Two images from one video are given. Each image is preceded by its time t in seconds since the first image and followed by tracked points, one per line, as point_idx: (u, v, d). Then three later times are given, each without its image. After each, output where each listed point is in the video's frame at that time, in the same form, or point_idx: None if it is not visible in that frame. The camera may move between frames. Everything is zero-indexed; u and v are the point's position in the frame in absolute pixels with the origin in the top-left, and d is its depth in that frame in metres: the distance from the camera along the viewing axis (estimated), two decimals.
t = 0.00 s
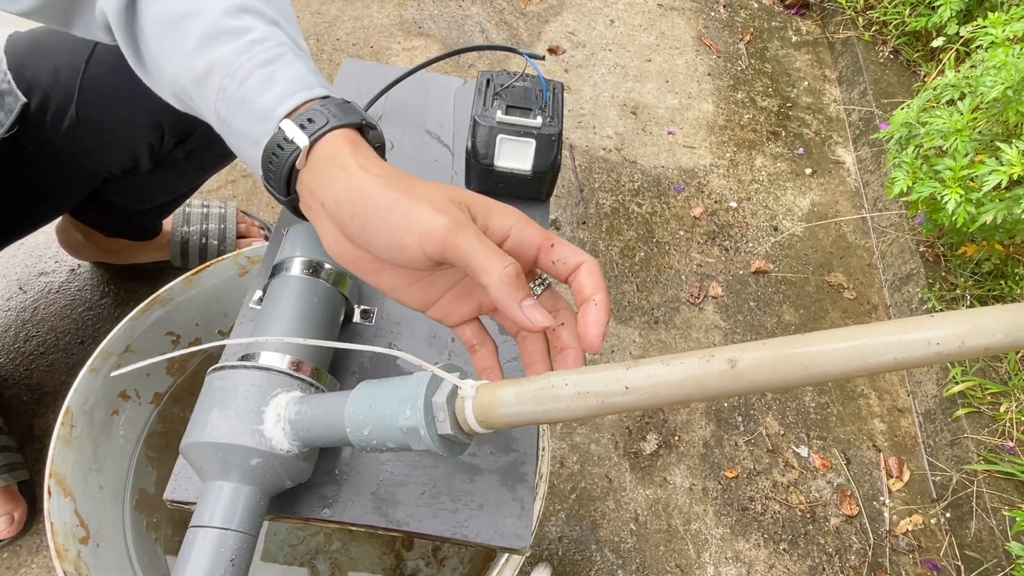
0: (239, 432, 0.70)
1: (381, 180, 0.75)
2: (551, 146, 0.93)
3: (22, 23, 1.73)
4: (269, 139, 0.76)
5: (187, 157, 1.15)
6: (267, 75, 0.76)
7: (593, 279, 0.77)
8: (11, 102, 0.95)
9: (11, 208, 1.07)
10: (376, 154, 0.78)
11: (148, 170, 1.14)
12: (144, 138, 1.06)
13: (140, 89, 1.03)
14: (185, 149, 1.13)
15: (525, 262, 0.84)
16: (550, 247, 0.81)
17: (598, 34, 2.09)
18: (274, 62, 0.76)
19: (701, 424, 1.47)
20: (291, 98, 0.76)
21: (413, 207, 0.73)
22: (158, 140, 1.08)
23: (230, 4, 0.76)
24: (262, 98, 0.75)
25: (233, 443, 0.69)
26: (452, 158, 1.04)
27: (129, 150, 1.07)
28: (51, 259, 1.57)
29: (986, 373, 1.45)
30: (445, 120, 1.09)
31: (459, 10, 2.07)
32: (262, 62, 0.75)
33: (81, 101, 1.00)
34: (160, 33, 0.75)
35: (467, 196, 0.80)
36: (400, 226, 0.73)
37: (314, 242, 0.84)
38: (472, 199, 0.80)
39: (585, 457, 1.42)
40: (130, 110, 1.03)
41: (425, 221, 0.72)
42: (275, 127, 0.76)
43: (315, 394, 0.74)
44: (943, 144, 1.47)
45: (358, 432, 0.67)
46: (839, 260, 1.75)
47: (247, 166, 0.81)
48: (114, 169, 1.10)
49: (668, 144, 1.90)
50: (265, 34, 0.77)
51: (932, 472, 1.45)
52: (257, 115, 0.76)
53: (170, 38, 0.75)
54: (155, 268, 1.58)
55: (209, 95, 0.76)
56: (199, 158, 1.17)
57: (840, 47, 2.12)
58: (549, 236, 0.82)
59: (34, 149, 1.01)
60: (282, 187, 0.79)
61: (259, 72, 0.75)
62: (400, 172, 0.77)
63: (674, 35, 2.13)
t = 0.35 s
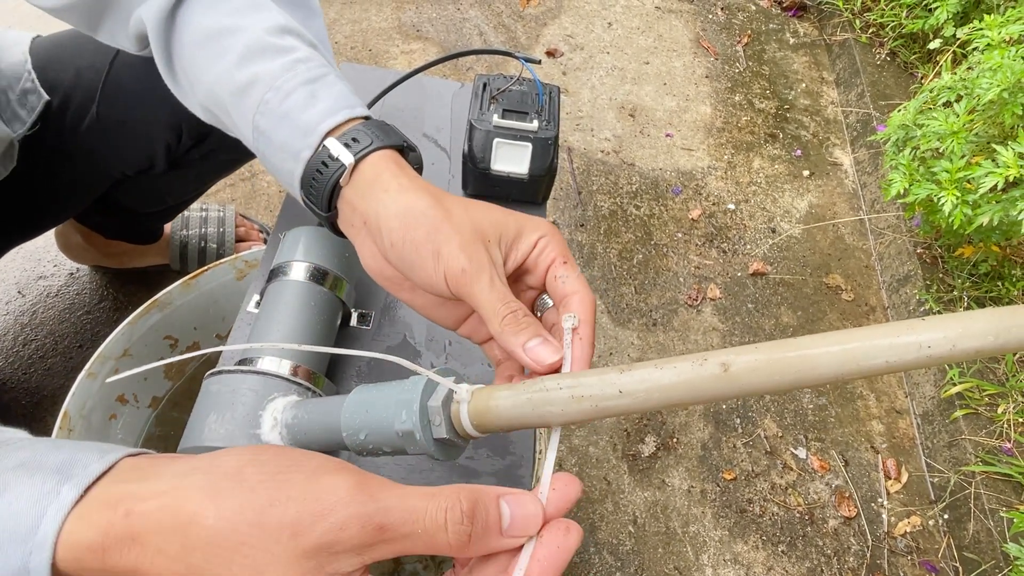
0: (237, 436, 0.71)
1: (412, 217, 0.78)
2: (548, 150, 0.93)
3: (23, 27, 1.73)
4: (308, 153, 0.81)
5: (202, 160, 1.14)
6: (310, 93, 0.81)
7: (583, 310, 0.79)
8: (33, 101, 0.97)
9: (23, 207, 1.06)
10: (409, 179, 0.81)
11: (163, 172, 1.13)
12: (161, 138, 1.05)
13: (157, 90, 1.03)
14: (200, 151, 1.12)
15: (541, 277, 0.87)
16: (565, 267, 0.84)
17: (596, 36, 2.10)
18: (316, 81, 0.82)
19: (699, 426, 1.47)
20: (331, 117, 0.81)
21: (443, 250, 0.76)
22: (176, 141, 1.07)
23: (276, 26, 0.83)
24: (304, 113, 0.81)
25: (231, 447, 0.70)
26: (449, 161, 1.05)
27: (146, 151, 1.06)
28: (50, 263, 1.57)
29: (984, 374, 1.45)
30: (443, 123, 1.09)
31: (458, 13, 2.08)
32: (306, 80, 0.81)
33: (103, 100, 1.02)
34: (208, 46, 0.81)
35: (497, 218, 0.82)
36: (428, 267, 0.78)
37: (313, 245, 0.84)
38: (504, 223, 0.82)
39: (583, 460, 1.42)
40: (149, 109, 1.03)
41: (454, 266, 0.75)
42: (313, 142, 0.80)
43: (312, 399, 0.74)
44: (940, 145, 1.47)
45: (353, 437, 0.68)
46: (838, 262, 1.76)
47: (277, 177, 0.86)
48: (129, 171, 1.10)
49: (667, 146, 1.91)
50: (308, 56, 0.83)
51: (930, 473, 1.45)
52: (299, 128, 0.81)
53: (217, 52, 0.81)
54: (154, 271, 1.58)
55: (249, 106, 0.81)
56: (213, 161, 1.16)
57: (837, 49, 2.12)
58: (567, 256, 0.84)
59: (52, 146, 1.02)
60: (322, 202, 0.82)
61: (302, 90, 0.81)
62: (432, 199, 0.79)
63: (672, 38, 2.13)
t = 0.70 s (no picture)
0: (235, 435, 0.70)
1: (386, 210, 0.77)
2: (548, 148, 0.93)
3: (23, 27, 1.73)
4: (297, 159, 0.80)
5: (207, 161, 1.13)
6: (302, 100, 0.81)
7: (569, 267, 0.79)
8: (40, 100, 0.97)
9: (28, 206, 1.05)
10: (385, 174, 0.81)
11: (168, 173, 1.12)
12: (167, 138, 1.04)
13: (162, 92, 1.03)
14: (206, 152, 1.11)
15: (523, 233, 0.85)
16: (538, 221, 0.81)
17: (595, 37, 2.10)
18: (310, 89, 0.82)
19: (700, 426, 1.47)
20: (321, 123, 0.80)
21: (420, 237, 0.75)
22: (183, 142, 1.06)
23: (274, 35, 0.83)
24: (294, 119, 0.80)
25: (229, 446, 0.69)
26: (450, 161, 1.04)
27: (152, 153, 1.06)
28: (49, 264, 1.57)
29: (986, 373, 1.45)
30: (443, 123, 1.09)
31: (457, 14, 2.08)
32: (299, 87, 0.81)
33: (110, 100, 1.01)
34: (207, 54, 0.82)
35: (465, 188, 0.80)
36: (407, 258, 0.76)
37: (313, 244, 0.84)
38: (471, 191, 0.80)
39: (584, 460, 1.42)
40: (158, 111, 1.03)
41: (433, 251, 0.74)
42: (302, 148, 0.80)
43: (311, 398, 0.74)
44: (940, 144, 1.47)
45: (352, 436, 0.67)
46: (838, 261, 1.75)
47: (271, 183, 0.86)
48: (134, 172, 1.09)
49: (667, 146, 1.91)
50: (303, 64, 0.83)
51: (932, 473, 1.45)
52: (288, 135, 0.80)
53: (215, 60, 0.82)
54: (153, 272, 1.58)
55: (244, 112, 0.81)
56: (218, 162, 1.15)
57: (837, 49, 2.12)
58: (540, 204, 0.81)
59: (58, 146, 1.01)
60: (308, 207, 0.82)
61: (294, 97, 0.80)
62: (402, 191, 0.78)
63: (671, 38, 2.13)
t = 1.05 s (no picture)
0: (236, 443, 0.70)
1: (353, 246, 0.77)
2: (548, 153, 0.93)
3: (24, 32, 1.73)
4: (302, 169, 0.82)
5: (208, 169, 1.13)
6: (305, 109, 0.82)
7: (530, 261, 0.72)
8: (40, 108, 0.96)
9: (29, 213, 1.06)
10: (350, 195, 0.81)
11: (168, 181, 1.12)
12: (167, 147, 1.04)
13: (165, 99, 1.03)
14: (206, 161, 1.11)
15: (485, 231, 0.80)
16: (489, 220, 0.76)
17: (595, 39, 2.10)
18: (312, 97, 0.83)
19: (701, 429, 1.47)
20: (324, 132, 0.81)
21: (385, 273, 0.75)
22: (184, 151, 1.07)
23: (275, 45, 0.83)
24: (299, 129, 0.81)
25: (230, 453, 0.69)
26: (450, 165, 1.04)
27: (153, 161, 1.06)
28: (50, 267, 1.57)
29: (987, 376, 1.44)
30: (444, 128, 1.09)
31: (457, 16, 2.08)
32: (301, 98, 0.82)
33: (111, 109, 1.01)
34: (210, 66, 0.82)
35: (412, 206, 0.78)
36: (381, 293, 0.77)
37: (313, 250, 0.84)
38: (422, 205, 0.78)
39: (584, 463, 1.41)
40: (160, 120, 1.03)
41: (398, 288, 0.74)
42: (306, 159, 0.81)
43: (312, 404, 0.73)
44: (940, 147, 1.47)
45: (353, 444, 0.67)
46: (838, 264, 1.75)
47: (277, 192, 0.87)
48: (135, 180, 1.09)
49: (667, 149, 1.91)
50: (305, 73, 0.83)
51: (933, 476, 1.45)
52: (293, 145, 0.81)
53: (218, 71, 0.82)
54: (153, 276, 1.58)
55: (248, 124, 0.82)
56: (219, 170, 1.15)
57: (837, 51, 2.12)
58: (484, 202, 0.76)
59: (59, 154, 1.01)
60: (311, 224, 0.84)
61: (297, 106, 0.81)
62: (360, 221, 0.78)
63: (671, 40, 2.13)
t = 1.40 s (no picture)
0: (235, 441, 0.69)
1: (349, 237, 0.77)
2: (548, 153, 0.93)
3: (25, 33, 1.74)
4: (297, 161, 0.82)
5: (207, 170, 1.14)
6: (300, 102, 0.82)
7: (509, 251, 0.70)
8: (40, 109, 0.96)
9: (29, 214, 1.06)
10: (342, 181, 0.81)
11: (168, 182, 1.13)
12: (168, 149, 1.05)
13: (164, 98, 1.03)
14: (206, 161, 1.12)
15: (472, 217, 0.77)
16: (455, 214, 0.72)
17: (595, 40, 2.10)
18: (307, 92, 0.83)
19: (701, 429, 1.47)
20: (318, 125, 0.82)
21: (381, 261, 0.75)
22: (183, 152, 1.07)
23: (271, 43, 0.84)
24: (294, 122, 0.81)
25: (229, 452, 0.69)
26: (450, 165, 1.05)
27: (153, 162, 1.07)
28: (51, 268, 1.57)
29: (987, 375, 1.44)
30: (444, 128, 1.09)
31: (457, 17, 2.08)
32: (296, 92, 0.82)
33: (111, 111, 1.02)
34: (204, 62, 0.82)
35: (401, 193, 0.76)
36: (380, 281, 0.77)
37: (312, 249, 0.84)
38: (410, 191, 0.76)
39: (584, 463, 1.42)
40: (160, 122, 1.03)
41: (395, 275, 0.74)
42: (300, 151, 0.82)
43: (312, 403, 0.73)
44: (940, 148, 1.47)
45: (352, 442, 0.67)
46: (838, 264, 1.76)
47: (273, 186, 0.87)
48: (134, 181, 1.09)
49: (667, 149, 1.91)
50: (300, 69, 0.84)
51: (932, 475, 1.45)
52: (287, 138, 0.82)
53: (213, 67, 0.82)
54: (154, 277, 1.58)
55: (242, 118, 0.82)
56: (219, 172, 1.16)
57: (836, 51, 2.12)
58: (457, 193, 0.73)
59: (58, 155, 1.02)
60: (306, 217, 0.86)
61: (292, 100, 0.82)
62: (354, 209, 0.78)
63: (671, 41, 2.14)
